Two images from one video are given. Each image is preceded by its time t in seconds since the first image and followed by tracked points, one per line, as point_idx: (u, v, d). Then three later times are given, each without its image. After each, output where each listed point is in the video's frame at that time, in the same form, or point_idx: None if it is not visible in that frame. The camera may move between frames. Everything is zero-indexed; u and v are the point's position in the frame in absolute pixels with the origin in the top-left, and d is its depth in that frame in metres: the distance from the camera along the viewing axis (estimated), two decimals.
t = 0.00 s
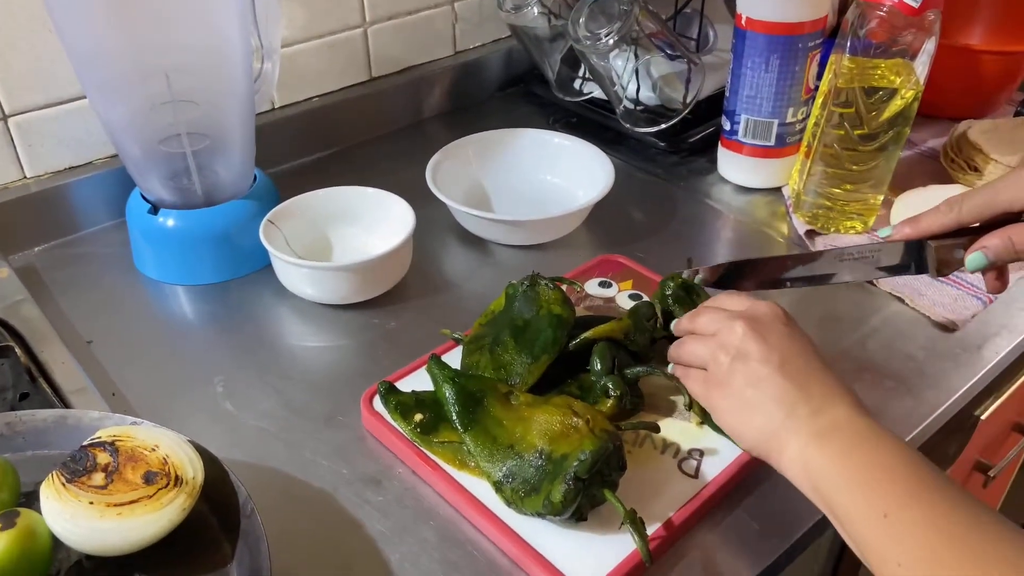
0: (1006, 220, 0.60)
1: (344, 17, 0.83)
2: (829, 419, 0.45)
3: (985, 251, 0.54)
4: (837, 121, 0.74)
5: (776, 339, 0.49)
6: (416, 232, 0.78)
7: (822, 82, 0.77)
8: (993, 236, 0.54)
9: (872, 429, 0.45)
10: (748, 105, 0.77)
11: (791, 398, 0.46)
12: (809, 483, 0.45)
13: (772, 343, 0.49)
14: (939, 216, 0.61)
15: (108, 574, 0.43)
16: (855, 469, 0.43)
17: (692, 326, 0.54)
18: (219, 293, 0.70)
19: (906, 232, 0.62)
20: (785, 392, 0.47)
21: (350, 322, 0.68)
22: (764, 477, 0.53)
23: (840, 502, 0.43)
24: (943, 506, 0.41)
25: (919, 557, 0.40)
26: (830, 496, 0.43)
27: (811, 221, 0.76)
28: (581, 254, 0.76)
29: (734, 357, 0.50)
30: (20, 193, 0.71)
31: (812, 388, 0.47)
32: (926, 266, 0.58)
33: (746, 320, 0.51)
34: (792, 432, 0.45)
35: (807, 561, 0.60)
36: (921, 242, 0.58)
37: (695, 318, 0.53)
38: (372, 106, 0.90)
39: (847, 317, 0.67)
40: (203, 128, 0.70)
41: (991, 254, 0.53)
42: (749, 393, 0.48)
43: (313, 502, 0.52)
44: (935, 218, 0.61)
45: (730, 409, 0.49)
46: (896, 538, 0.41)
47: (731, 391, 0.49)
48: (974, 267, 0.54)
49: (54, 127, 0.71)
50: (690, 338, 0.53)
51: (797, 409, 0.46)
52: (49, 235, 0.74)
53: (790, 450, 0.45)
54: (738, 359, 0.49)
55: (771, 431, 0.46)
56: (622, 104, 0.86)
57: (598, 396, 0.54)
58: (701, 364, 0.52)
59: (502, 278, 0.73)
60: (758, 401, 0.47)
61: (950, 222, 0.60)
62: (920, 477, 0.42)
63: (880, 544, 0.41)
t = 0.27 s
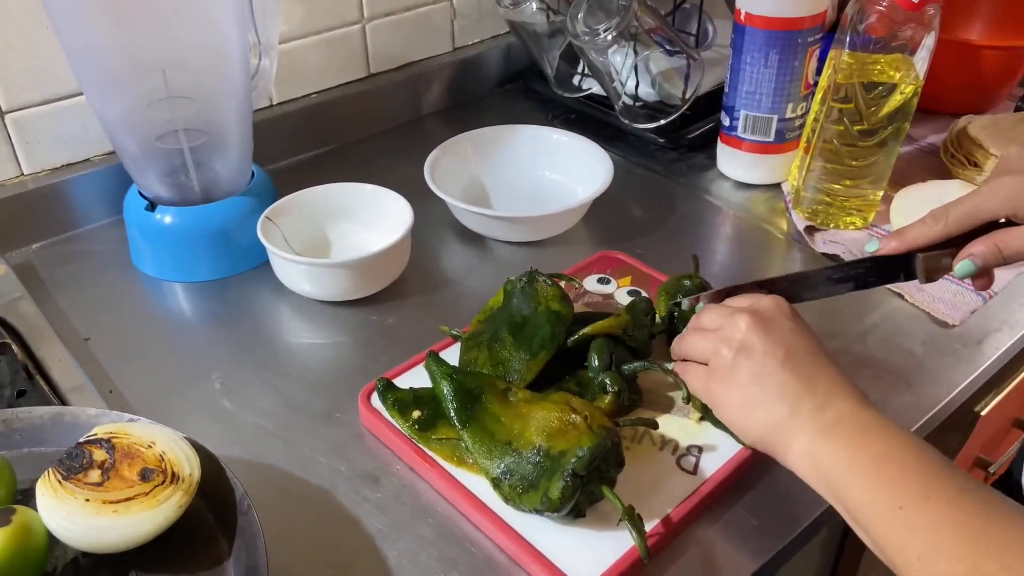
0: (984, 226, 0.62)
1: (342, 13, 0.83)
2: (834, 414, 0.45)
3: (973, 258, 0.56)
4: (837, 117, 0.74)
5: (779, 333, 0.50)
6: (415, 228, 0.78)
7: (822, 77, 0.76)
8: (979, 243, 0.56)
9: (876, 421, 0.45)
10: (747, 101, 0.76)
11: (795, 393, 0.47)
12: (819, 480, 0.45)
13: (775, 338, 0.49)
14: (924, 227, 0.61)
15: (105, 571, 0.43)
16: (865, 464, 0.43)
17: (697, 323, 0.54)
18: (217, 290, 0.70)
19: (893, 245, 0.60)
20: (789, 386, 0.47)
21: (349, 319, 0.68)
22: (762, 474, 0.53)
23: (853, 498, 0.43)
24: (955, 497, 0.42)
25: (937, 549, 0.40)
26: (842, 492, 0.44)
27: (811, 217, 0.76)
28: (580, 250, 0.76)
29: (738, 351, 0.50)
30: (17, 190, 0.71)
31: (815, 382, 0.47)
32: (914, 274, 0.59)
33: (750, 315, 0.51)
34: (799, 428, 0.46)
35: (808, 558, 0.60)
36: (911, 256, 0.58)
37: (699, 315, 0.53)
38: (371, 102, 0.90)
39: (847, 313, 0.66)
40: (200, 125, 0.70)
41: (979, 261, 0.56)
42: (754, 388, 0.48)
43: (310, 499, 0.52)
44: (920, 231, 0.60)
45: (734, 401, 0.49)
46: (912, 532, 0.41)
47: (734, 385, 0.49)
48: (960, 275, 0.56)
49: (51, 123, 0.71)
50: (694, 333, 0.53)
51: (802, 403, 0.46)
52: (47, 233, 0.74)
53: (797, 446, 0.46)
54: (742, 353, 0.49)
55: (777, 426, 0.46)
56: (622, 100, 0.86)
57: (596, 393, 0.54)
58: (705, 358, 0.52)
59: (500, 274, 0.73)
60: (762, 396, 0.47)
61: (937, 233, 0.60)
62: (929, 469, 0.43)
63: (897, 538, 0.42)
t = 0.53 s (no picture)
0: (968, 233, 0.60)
1: (342, 11, 0.83)
2: (836, 394, 0.46)
3: (959, 265, 0.57)
4: (836, 113, 0.74)
5: (779, 318, 0.50)
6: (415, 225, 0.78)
7: (821, 74, 0.76)
8: (964, 250, 0.58)
9: (880, 401, 0.45)
10: (747, 97, 0.77)
11: (796, 379, 0.47)
12: (827, 460, 0.45)
13: (775, 322, 0.50)
14: (907, 232, 0.61)
15: (106, 566, 0.43)
16: (871, 440, 0.43)
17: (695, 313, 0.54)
18: (218, 287, 0.70)
19: (878, 250, 0.61)
20: (791, 369, 0.47)
21: (349, 316, 0.68)
22: (762, 469, 0.53)
23: (862, 473, 0.43)
24: (963, 466, 0.42)
25: (949, 517, 0.40)
26: (851, 470, 0.44)
27: (811, 213, 0.77)
28: (580, 246, 0.76)
29: (738, 336, 0.50)
30: (18, 188, 0.71)
31: (816, 364, 0.48)
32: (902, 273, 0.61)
33: (749, 301, 0.52)
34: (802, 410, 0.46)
35: (807, 553, 0.60)
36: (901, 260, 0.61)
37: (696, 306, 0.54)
38: (371, 100, 0.90)
39: (846, 309, 0.66)
40: (201, 122, 0.70)
41: (964, 268, 0.57)
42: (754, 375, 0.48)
43: (311, 495, 0.52)
44: (905, 236, 0.61)
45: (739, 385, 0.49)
46: (924, 503, 0.41)
47: (737, 370, 0.49)
48: (947, 280, 0.58)
49: (52, 121, 0.71)
50: (692, 324, 0.54)
51: (803, 385, 0.47)
52: (48, 230, 0.74)
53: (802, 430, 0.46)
54: (742, 338, 0.50)
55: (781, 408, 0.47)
56: (621, 97, 0.86)
57: (595, 388, 0.54)
58: (704, 348, 0.52)
59: (500, 271, 0.73)
60: (764, 379, 0.48)
61: (920, 240, 0.60)
62: (936, 442, 0.43)
63: (909, 509, 0.41)
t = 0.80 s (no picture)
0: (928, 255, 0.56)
1: (343, 11, 0.83)
2: (833, 379, 0.45)
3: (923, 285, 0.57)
4: (836, 112, 0.74)
5: (774, 307, 0.50)
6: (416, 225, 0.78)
7: (821, 72, 0.77)
8: (928, 271, 0.57)
9: (878, 387, 0.45)
10: (747, 96, 0.77)
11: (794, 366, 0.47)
12: (827, 446, 0.44)
13: (771, 311, 0.50)
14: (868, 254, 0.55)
15: (109, 564, 0.43)
16: (869, 423, 0.43)
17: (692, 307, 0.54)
18: (219, 287, 0.71)
19: (842, 269, 0.55)
20: (788, 355, 0.47)
21: (350, 315, 0.68)
22: (761, 468, 0.53)
23: (861, 456, 0.43)
24: (964, 448, 0.41)
25: (948, 497, 0.39)
26: (850, 454, 0.43)
27: (810, 212, 0.77)
28: (580, 246, 0.76)
29: (733, 326, 0.50)
30: (20, 188, 0.71)
31: (813, 351, 0.47)
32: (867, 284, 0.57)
33: (744, 292, 0.52)
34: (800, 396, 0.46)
35: (807, 550, 0.60)
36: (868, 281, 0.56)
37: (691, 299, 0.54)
38: (372, 100, 0.91)
39: (845, 307, 0.66)
40: (202, 122, 0.70)
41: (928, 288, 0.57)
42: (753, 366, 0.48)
43: (313, 493, 0.52)
44: (868, 257, 0.55)
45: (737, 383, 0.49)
46: (923, 484, 0.40)
47: (733, 358, 0.49)
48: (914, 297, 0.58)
49: (54, 121, 0.71)
50: (688, 316, 0.53)
51: (801, 371, 0.46)
52: (50, 231, 0.75)
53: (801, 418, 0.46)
54: (737, 327, 0.50)
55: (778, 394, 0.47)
56: (622, 96, 0.87)
57: (596, 387, 0.54)
58: (700, 339, 0.52)
59: (501, 270, 0.74)
60: (763, 367, 0.48)
61: (883, 263, 0.55)
62: (936, 424, 0.42)
63: (909, 491, 0.40)
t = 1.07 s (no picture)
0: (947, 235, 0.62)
1: (344, 9, 0.84)
2: (832, 370, 0.47)
3: (941, 267, 0.61)
4: (836, 110, 0.74)
5: (771, 301, 0.52)
6: (417, 223, 0.78)
7: (822, 70, 0.77)
8: (946, 252, 0.61)
9: (876, 377, 0.46)
10: (747, 94, 0.77)
11: (794, 361, 0.48)
12: (827, 435, 0.46)
13: (769, 304, 0.51)
14: (883, 241, 0.61)
15: (112, 561, 0.43)
16: (868, 411, 0.44)
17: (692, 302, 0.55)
18: (221, 285, 0.71)
19: (857, 257, 0.62)
20: (788, 346, 0.49)
21: (352, 313, 0.68)
22: (763, 464, 0.53)
23: (860, 444, 0.44)
24: (961, 434, 0.42)
25: (946, 480, 0.40)
26: (850, 442, 0.44)
27: (810, 210, 0.77)
28: (581, 244, 0.76)
29: (733, 318, 0.51)
30: (22, 187, 0.71)
31: (813, 344, 0.49)
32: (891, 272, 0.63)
33: (743, 286, 0.53)
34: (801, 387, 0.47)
35: (807, 547, 0.61)
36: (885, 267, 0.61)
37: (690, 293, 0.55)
38: (373, 98, 0.91)
39: (845, 305, 0.67)
40: (203, 121, 0.70)
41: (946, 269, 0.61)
42: (754, 358, 0.49)
43: (314, 490, 0.52)
44: (881, 244, 0.61)
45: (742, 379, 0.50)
46: (921, 468, 0.41)
47: (732, 350, 0.50)
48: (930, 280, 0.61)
49: (55, 120, 0.72)
50: (689, 311, 0.54)
51: (801, 362, 0.48)
52: (52, 229, 0.75)
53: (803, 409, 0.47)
54: (737, 320, 0.51)
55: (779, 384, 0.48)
56: (622, 95, 0.87)
57: (597, 384, 0.55)
58: (700, 332, 0.53)
59: (502, 268, 0.74)
60: (763, 359, 0.49)
61: (896, 248, 0.61)
62: (932, 413, 0.43)
63: (907, 475, 0.42)
